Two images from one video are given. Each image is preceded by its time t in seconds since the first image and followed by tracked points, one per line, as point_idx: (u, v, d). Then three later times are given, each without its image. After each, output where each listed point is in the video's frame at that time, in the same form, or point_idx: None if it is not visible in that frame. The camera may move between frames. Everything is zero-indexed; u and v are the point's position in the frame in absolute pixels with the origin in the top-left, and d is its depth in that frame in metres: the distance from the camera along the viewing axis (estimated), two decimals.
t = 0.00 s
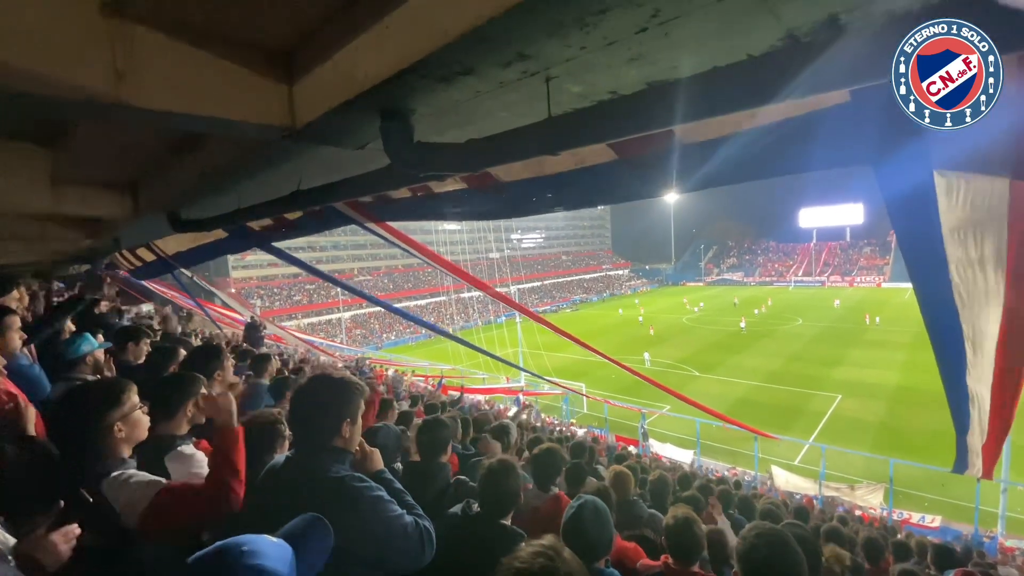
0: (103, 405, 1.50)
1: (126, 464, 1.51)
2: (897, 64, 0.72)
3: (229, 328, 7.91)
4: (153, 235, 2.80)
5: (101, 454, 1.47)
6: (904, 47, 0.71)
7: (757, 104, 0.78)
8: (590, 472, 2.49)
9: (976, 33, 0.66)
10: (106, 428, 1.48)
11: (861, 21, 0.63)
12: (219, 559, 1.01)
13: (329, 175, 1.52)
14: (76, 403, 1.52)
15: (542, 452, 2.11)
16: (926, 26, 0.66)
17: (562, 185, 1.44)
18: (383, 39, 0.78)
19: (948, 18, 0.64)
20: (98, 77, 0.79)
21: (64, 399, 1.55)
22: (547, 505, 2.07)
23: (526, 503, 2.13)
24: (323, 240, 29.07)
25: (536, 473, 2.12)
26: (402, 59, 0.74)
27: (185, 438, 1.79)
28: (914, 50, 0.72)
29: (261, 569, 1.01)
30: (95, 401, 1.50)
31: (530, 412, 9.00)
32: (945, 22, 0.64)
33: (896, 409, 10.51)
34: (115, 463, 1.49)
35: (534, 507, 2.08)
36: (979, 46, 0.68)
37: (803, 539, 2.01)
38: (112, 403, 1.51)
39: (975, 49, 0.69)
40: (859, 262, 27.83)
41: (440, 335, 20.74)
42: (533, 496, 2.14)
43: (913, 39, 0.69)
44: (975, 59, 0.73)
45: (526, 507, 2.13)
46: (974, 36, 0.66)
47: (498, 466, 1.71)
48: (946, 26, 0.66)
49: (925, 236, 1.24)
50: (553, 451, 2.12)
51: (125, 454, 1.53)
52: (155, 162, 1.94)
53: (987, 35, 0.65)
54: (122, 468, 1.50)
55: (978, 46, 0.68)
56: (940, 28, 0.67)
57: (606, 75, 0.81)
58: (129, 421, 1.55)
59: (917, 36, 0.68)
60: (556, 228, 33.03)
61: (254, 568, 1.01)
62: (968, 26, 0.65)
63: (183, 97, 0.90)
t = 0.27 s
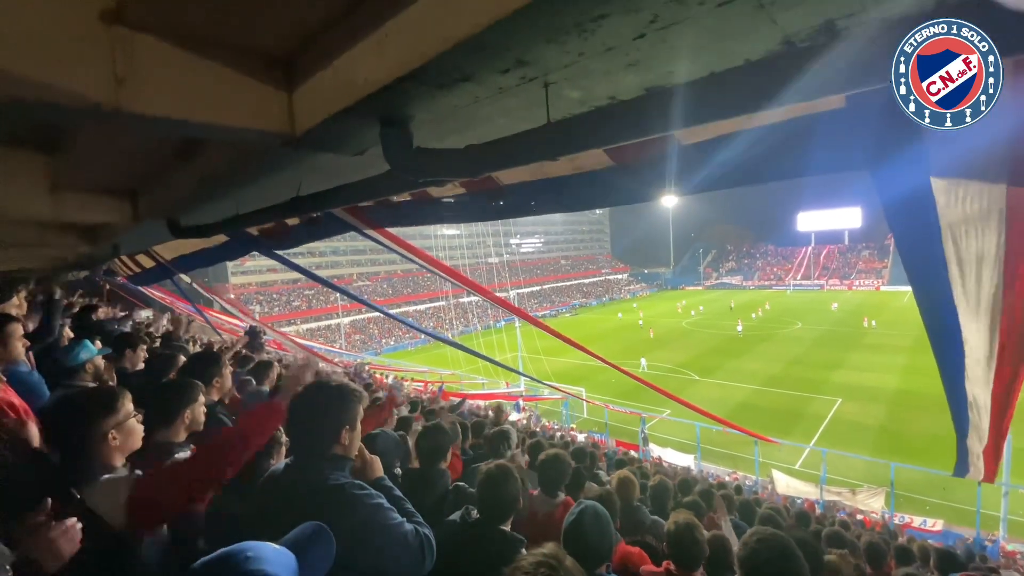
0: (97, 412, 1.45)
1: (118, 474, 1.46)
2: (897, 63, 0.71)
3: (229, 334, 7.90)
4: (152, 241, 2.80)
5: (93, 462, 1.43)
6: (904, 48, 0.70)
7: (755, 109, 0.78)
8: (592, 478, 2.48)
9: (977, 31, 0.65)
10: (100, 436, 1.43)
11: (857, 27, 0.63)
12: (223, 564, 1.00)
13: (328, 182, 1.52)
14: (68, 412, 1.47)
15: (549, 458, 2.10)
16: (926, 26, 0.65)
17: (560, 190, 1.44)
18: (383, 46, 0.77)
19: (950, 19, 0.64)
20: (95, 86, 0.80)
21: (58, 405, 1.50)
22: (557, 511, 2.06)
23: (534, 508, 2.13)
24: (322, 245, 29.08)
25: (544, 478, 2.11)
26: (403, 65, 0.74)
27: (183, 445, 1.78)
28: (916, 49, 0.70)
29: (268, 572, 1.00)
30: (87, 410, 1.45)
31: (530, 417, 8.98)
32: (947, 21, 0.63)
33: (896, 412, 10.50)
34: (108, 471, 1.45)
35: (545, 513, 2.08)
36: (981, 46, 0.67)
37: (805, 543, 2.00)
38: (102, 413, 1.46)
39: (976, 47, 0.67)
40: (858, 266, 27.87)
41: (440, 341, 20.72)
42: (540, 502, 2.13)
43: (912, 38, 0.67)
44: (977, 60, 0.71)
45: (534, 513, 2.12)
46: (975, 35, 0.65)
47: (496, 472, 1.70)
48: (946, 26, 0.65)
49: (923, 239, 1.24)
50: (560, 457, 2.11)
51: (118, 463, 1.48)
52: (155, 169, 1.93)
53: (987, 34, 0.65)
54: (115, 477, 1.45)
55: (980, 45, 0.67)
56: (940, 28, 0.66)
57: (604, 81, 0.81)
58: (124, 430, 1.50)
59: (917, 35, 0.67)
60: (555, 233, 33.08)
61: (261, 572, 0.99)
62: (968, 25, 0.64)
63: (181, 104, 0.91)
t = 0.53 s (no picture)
0: (91, 417, 1.44)
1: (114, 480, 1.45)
2: (897, 63, 0.70)
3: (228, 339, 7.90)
4: (151, 245, 2.80)
5: (89, 468, 1.42)
6: (904, 48, 0.69)
7: (753, 112, 0.78)
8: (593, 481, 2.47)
9: (977, 33, 0.64)
10: (95, 441, 1.42)
11: (855, 30, 0.64)
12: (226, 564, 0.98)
13: (327, 186, 1.52)
14: (59, 420, 1.45)
15: (554, 461, 2.09)
16: (925, 28, 0.64)
17: (560, 193, 1.44)
18: (383, 50, 0.78)
19: (949, 23, 0.64)
20: (99, 92, 0.80)
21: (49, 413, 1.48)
22: (560, 517, 2.06)
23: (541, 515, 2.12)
24: (322, 249, 29.10)
25: (548, 482, 2.09)
26: (403, 70, 0.74)
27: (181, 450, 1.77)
28: (916, 49, 0.69)
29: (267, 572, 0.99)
30: (82, 417, 1.44)
31: (530, 420, 8.97)
32: (945, 24, 0.63)
33: (897, 413, 10.49)
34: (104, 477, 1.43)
35: (551, 519, 2.07)
36: (980, 46, 0.66)
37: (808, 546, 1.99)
38: (99, 419, 1.45)
39: (977, 48, 0.67)
40: (857, 267, 27.91)
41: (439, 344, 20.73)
42: (545, 508, 2.12)
43: (913, 39, 0.67)
44: (978, 59, 0.70)
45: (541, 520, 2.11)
46: (975, 37, 0.65)
47: (494, 475, 1.70)
48: (946, 26, 0.64)
49: (923, 241, 1.24)
50: (564, 461, 2.10)
51: (114, 469, 1.47)
52: (154, 173, 1.94)
53: (988, 35, 0.63)
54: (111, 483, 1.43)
55: (980, 45, 0.66)
56: (940, 29, 0.65)
57: (602, 84, 0.81)
58: (120, 435, 1.49)
59: (917, 36, 0.66)
60: (554, 235, 33.12)
61: (262, 572, 0.98)
62: (968, 26, 0.63)
63: (180, 109, 0.91)
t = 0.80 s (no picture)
0: (91, 422, 1.43)
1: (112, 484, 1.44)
2: (898, 63, 0.71)
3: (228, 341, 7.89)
4: (150, 248, 2.79)
5: (88, 473, 1.41)
6: (903, 48, 0.70)
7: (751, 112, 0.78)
8: (593, 483, 2.47)
9: (976, 32, 0.65)
10: (94, 446, 1.42)
11: (853, 30, 0.64)
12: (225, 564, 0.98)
13: (327, 188, 1.51)
14: (59, 423, 1.45)
15: (551, 463, 2.08)
16: (925, 27, 0.65)
17: (559, 194, 1.44)
18: (382, 51, 0.77)
19: (948, 22, 0.64)
20: (98, 96, 0.80)
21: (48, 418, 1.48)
22: (560, 522, 2.05)
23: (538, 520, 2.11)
24: (321, 251, 29.07)
25: (546, 486, 2.08)
26: (402, 71, 0.74)
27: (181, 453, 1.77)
28: (915, 50, 0.70)
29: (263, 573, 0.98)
30: (82, 420, 1.44)
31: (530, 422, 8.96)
32: (943, 22, 0.63)
33: (897, 414, 10.49)
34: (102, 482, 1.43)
35: (550, 524, 2.06)
36: (980, 46, 0.67)
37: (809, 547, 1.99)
38: (99, 423, 1.45)
39: (976, 48, 0.68)
40: (857, 267, 27.92)
41: (439, 346, 20.71)
42: (544, 513, 2.10)
43: (913, 39, 0.67)
44: (976, 60, 0.72)
45: (539, 526, 2.09)
46: (973, 36, 0.65)
47: (493, 477, 1.69)
48: (946, 25, 0.65)
49: (921, 240, 1.24)
50: (561, 462, 2.09)
51: (113, 474, 1.47)
52: (152, 176, 1.93)
53: (986, 35, 0.64)
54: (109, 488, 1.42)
55: (978, 46, 0.67)
56: (940, 28, 0.66)
57: (601, 86, 0.81)
58: (119, 440, 1.49)
59: (917, 36, 0.67)
60: (554, 237, 33.12)
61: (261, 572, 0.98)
62: (968, 25, 0.64)
63: (179, 112, 0.91)
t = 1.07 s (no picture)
0: (90, 423, 1.43)
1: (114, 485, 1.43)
2: (897, 64, 0.72)
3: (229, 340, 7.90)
4: (151, 248, 2.79)
5: (89, 473, 1.41)
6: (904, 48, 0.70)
7: (751, 110, 0.78)
8: (594, 481, 2.47)
9: (977, 33, 0.65)
10: (94, 447, 1.42)
11: (853, 26, 0.63)
12: (213, 564, 1.00)
13: (326, 187, 1.51)
14: (62, 423, 1.44)
15: (548, 463, 2.08)
16: (926, 26, 0.65)
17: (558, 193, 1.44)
18: (381, 49, 0.77)
19: (948, 19, 0.63)
20: (97, 95, 0.80)
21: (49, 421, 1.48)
22: (560, 521, 2.05)
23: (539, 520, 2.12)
24: (322, 251, 29.11)
25: (545, 485, 2.09)
26: (402, 70, 0.74)
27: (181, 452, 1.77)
28: (914, 50, 0.71)
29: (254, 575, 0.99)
30: (84, 420, 1.43)
31: (531, 421, 8.96)
32: (944, 20, 0.63)
33: (898, 411, 10.49)
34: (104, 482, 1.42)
35: (550, 524, 2.06)
36: (979, 47, 0.67)
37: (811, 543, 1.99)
38: (101, 422, 1.44)
39: (975, 50, 0.68)
40: (858, 265, 27.90)
41: (440, 345, 20.72)
42: (543, 513, 2.11)
43: (912, 38, 0.67)
44: (975, 60, 0.71)
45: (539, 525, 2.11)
46: (974, 37, 0.66)
47: (493, 475, 1.68)
48: (945, 27, 0.65)
49: (923, 236, 1.24)
50: (560, 461, 2.09)
51: (115, 475, 1.46)
52: (153, 176, 1.93)
53: (986, 36, 0.64)
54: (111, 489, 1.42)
55: (978, 47, 0.67)
56: (940, 28, 0.66)
57: (600, 83, 0.81)
58: (120, 440, 1.49)
59: (917, 36, 0.67)
60: (554, 235, 33.14)
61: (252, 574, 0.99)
62: (967, 27, 0.64)
63: (178, 111, 0.91)
